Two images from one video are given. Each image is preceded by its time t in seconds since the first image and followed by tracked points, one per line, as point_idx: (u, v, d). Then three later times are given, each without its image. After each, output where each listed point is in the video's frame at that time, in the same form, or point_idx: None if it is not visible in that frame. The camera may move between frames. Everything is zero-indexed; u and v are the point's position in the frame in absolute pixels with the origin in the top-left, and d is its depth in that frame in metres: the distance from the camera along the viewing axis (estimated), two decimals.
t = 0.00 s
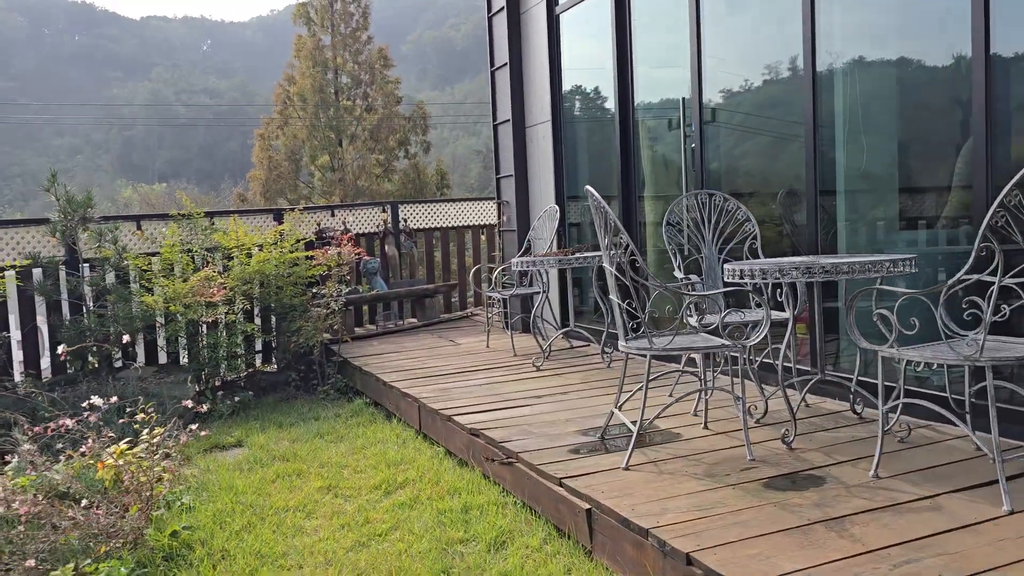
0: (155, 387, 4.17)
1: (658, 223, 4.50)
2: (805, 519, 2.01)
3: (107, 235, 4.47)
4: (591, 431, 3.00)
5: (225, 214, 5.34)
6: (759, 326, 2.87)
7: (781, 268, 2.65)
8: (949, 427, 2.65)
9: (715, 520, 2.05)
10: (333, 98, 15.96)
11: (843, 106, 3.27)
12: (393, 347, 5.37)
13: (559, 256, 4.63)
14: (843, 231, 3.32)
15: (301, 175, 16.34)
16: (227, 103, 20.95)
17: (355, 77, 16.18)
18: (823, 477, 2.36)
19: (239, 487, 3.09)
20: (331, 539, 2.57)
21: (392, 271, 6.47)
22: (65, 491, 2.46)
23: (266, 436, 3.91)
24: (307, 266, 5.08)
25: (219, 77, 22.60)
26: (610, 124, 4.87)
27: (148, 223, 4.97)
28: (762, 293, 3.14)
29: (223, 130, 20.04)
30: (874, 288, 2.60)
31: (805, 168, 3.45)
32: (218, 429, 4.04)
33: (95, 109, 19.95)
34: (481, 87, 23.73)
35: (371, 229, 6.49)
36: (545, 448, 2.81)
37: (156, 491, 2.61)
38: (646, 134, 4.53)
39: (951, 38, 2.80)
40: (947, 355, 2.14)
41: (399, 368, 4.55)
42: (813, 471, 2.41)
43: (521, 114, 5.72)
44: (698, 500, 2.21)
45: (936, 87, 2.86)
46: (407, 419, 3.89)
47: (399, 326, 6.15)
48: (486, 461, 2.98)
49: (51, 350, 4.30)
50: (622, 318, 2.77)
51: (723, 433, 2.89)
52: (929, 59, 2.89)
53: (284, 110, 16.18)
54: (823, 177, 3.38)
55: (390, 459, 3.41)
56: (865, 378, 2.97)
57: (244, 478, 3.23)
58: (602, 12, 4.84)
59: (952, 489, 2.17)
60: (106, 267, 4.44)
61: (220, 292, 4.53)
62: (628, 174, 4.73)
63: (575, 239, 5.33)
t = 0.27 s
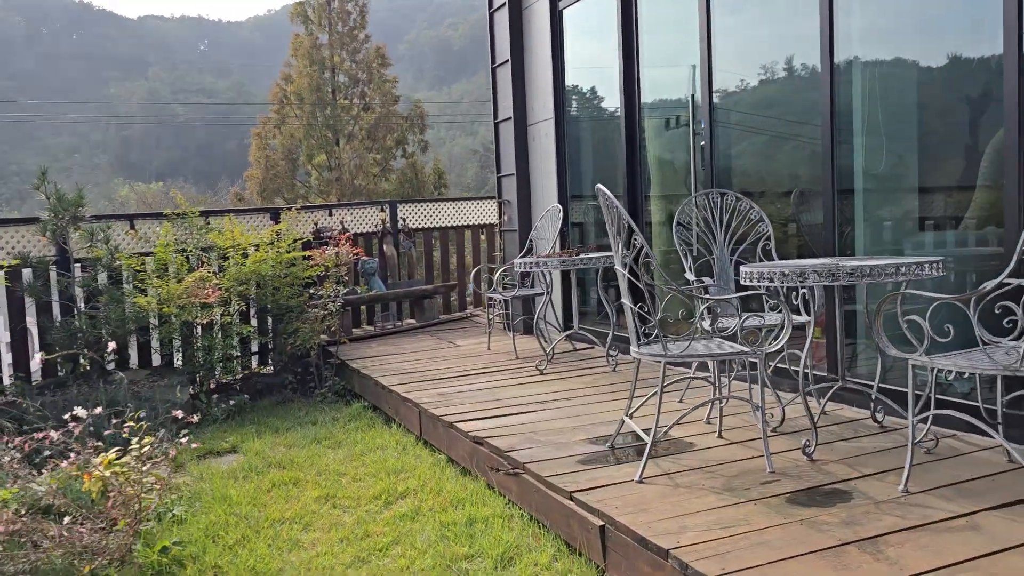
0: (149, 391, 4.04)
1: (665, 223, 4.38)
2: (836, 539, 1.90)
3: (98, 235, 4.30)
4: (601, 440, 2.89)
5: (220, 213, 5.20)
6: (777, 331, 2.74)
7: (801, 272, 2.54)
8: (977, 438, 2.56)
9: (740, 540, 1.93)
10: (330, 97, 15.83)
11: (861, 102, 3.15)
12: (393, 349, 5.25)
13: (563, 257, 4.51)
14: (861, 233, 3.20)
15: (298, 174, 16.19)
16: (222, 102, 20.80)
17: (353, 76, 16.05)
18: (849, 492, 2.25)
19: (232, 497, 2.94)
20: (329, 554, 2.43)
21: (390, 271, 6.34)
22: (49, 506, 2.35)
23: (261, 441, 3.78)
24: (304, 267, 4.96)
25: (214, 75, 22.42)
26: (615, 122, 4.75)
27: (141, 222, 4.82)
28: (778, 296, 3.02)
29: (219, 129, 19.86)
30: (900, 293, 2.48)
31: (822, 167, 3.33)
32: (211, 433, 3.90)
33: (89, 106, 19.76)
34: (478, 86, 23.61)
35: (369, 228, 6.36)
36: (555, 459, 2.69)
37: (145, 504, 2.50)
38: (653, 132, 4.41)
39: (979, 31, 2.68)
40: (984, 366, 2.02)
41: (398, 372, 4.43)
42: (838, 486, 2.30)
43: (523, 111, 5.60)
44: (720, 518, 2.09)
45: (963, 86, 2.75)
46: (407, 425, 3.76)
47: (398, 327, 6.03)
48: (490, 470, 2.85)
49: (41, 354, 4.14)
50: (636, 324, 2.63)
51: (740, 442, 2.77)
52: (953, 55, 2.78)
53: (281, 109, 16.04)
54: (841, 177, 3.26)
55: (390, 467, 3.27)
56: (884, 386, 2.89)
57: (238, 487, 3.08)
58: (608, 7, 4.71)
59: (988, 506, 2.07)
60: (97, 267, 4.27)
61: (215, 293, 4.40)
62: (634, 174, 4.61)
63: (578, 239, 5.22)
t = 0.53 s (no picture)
0: (152, 395, 3.94)
1: (679, 224, 4.27)
2: (873, 560, 1.79)
3: (100, 235, 4.19)
4: (617, 449, 2.78)
5: (223, 214, 5.10)
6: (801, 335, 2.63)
7: (828, 275, 2.43)
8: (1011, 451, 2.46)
9: (771, 559, 1.83)
10: (336, 97, 15.76)
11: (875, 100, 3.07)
12: (400, 352, 5.15)
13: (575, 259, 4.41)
14: (886, 234, 3.07)
15: (304, 175, 16.11)
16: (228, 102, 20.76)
17: (358, 76, 15.98)
18: (881, 509, 2.14)
19: (234, 508, 2.84)
20: (335, 570, 2.33)
21: (397, 273, 6.25)
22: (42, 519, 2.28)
23: (265, 448, 3.67)
24: (310, 268, 4.87)
25: (220, 76, 22.37)
26: (628, 121, 4.63)
27: (144, 222, 4.72)
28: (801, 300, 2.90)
29: (224, 129, 19.81)
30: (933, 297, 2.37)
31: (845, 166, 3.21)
32: (214, 440, 3.80)
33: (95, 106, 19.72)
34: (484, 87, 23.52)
35: (375, 229, 6.27)
36: (570, 469, 2.58)
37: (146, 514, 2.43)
38: (667, 131, 4.30)
39: (991, 31, 2.67)
40: None
41: (405, 376, 4.32)
42: (869, 502, 2.19)
43: (532, 110, 5.49)
44: (747, 535, 1.99)
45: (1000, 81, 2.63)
46: (414, 431, 3.65)
47: (404, 329, 5.94)
48: (502, 480, 2.75)
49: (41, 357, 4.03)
50: (655, 328, 2.52)
51: (762, 454, 2.67)
52: (965, 54, 2.75)
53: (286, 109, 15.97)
54: (865, 176, 3.13)
55: (398, 476, 3.17)
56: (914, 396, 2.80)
57: (240, 497, 2.98)
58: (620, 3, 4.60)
59: None
60: (99, 268, 4.17)
61: (219, 295, 4.30)
62: (646, 173, 4.48)
63: (589, 240, 5.11)
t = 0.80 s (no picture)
0: (160, 400, 3.86)
1: (700, 225, 4.13)
2: None
3: (108, 236, 4.11)
4: (639, 459, 2.66)
5: (234, 215, 5.02)
6: (832, 339, 2.50)
7: (864, 278, 2.27)
8: None
9: None
10: (350, 99, 15.73)
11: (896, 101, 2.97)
12: (413, 356, 5.05)
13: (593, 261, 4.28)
14: (922, 237, 2.92)
15: (318, 178, 16.07)
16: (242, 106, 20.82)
17: (372, 78, 15.94)
18: (925, 527, 2.00)
19: (242, 518, 2.73)
20: None
21: (410, 276, 6.15)
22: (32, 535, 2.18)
23: (275, 455, 3.57)
24: (321, 270, 4.79)
25: (235, 80, 22.43)
26: (648, 120, 4.51)
27: (154, 223, 4.65)
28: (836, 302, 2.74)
29: (239, 132, 19.84)
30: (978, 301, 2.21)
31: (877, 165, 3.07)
32: (223, 446, 3.71)
33: (111, 110, 19.82)
34: (498, 89, 23.43)
35: (387, 231, 6.24)
36: (591, 481, 2.46)
37: (143, 528, 2.35)
38: (688, 129, 4.17)
39: (991, 30, 2.65)
40: None
41: (418, 381, 4.21)
42: (911, 518, 2.06)
43: (549, 109, 5.38)
44: (782, 554, 1.86)
45: None
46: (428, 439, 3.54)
47: (418, 333, 5.84)
48: (519, 492, 2.64)
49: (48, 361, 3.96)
50: (681, 333, 2.39)
51: (790, 464, 2.54)
52: (981, 55, 2.68)
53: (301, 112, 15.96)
54: (899, 176, 2.98)
55: (411, 485, 3.06)
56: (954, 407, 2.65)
57: (248, 507, 2.88)
58: None
59: None
60: (107, 270, 4.09)
61: (228, 298, 4.23)
62: (666, 173, 4.35)
63: (607, 243, 4.99)
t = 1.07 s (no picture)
0: (166, 408, 3.77)
1: (723, 228, 3.98)
2: None
3: (114, 241, 4.03)
4: (661, 476, 2.52)
5: (244, 218, 4.94)
6: (867, 350, 2.29)
7: (904, 286, 2.12)
8: None
9: None
10: (365, 100, 15.68)
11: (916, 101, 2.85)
12: (426, 362, 4.94)
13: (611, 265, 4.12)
14: (957, 241, 2.74)
15: (333, 179, 16.03)
16: (259, 107, 20.85)
17: (388, 79, 15.88)
18: (973, 558, 1.85)
19: (245, 535, 2.63)
20: None
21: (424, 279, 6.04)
22: (21, 558, 2.09)
23: (283, 466, 3.47)
24: (333, 274, 4.68)
25: (252, 81, 22.48)
26: (667, 120, 4.36)
27: (162, 226, 4.56)
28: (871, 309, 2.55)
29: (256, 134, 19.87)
30: None
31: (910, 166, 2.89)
32: (230, 456, 3.61)
33: (129, 112, 19.92)
34: (514, 90, 23.32)
35: (401, 234, 6.07)
36: (611, 500, 2.32)
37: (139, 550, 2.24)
38: (710, 129, 4.03)
39: (996, 31, 2.57)
40: None
41: (430, 389, 4.09)
42: (957, 548, 1.90)
43: (566, 108, 5.24)
44: None
45: None
46: (441, 450, 3.42)
47: (431, 337, 5.73)
48: (535, 510, 2.51)
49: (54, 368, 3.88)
50: (707, 346, 2.25)
51: (821, 483, 2.40)
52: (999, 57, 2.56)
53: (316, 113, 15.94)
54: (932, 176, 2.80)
55: (422, 500, 2.94)
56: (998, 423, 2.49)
57: (253, 523, 2.77)
58: None
59: None
60: (114, 275, 4.01)
61: (237, 303, 4.14)
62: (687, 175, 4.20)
63: (625, 247, 4.85)
